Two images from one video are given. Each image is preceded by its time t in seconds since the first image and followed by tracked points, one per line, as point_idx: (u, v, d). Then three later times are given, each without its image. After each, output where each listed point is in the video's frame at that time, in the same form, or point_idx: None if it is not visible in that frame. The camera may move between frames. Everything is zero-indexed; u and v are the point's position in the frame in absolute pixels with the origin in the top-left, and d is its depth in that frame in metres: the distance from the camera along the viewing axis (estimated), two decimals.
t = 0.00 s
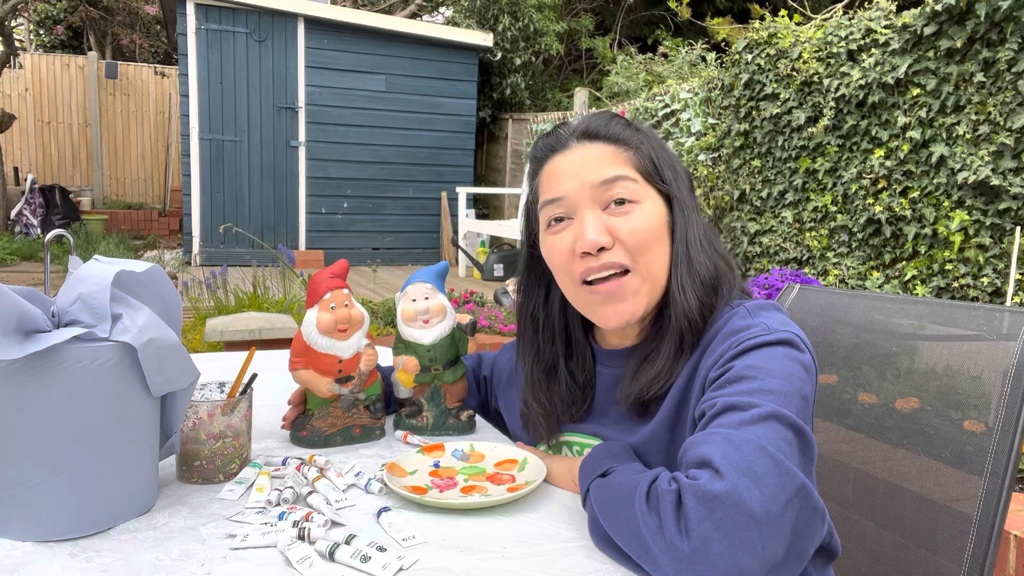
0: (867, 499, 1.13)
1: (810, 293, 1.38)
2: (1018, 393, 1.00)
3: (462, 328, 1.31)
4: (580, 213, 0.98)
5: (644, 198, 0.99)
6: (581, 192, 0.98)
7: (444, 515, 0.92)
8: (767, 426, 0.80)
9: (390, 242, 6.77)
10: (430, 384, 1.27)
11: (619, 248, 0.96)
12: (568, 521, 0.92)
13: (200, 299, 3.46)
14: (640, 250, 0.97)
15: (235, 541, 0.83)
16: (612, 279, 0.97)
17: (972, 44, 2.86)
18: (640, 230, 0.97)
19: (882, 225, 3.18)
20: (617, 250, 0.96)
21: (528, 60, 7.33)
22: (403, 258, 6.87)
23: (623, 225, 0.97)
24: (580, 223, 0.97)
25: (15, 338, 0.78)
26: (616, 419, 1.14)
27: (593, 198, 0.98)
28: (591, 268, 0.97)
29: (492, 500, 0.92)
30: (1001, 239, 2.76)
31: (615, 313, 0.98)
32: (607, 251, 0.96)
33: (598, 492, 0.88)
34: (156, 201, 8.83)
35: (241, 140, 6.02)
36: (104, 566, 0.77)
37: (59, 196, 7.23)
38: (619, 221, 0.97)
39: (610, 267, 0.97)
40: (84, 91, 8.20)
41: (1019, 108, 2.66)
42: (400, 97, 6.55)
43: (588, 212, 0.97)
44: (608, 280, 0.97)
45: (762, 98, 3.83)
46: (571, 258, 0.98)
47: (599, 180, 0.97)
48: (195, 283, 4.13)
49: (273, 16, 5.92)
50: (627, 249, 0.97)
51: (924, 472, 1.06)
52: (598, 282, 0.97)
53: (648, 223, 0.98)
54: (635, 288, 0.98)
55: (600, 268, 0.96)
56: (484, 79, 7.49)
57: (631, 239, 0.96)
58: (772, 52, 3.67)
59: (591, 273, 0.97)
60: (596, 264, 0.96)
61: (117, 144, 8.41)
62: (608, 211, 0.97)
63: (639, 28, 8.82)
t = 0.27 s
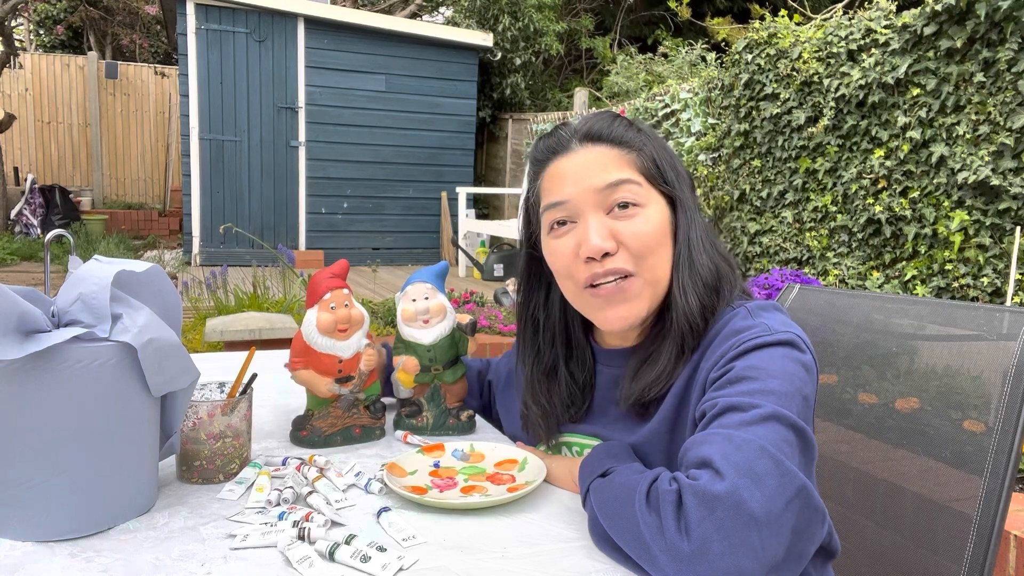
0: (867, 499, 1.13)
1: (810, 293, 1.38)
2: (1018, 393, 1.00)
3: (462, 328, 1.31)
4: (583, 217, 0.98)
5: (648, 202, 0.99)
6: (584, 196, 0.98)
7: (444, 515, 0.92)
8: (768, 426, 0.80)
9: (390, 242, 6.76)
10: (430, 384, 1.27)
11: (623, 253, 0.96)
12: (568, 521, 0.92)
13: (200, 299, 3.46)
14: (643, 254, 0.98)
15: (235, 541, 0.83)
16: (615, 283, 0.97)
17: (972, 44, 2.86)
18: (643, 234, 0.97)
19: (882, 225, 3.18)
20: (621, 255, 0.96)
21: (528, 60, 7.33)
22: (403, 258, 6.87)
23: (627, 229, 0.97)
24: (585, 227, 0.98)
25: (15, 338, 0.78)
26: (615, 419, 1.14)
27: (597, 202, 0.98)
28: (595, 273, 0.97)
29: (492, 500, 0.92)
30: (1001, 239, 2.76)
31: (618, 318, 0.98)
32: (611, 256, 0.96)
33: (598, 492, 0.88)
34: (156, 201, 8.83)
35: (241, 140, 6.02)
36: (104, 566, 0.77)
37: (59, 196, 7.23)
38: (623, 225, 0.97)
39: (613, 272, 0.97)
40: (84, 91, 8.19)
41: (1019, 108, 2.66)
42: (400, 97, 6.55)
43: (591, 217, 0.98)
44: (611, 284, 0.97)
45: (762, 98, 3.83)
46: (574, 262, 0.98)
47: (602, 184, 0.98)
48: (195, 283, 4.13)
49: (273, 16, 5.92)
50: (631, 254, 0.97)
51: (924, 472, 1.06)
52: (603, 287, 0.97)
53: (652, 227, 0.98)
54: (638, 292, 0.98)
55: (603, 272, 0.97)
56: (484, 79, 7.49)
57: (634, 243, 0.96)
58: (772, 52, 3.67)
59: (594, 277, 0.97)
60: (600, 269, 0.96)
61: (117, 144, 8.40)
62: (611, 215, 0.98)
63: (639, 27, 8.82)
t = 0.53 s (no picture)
0: (867, 499, 1.13)
1: (810, 293, 1.38)
2: (1017, 393, 1.00)
3: (462, 328, 1.32)
4: (597, 215, 0.97)
5: (663, 201, 0.98)
6: (599, 194, 0.97)
7: (444, 514, 0.92)
8: (775, 430, 0.80)
9: (390, 242, 6.76)
10: (430, 384, 1.27)
11: (636, 253, 0.96)
12: (568, 521, 0.92)
13: (200, 299, 3.46)
14: (656, 255, 0.97)
15: (235, 541, 0.83)
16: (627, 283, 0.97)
17: (972, 43, 2.86)
18: (657, 234, 0.96)
19: (882, 225, 3.18)
20: (633, 255, 0.96)
21: (528, 60, 7.33)
22: (403, 258, 6.87)
23: (640, 229, 0.96)
24: (597, 225, 0.97)
25: (15, 338, 0.78)
26: (618, 415, 1.14)
27: (611, 201, 0.97)
28: (607, 272, 0.96)
29: (491, 500, 0.92)
30: (1001, 239, 2.76)
31: (628, 317, 0.98)
32: (623, 256, 0.95)
33: (599, 492, 0.88)
34: (156, 201, 8.84)
35: (241, 140, 6.03)
36: (104, 566, 0.77)
37: (59, 196, 7.23)
38: (636, 225, 0.96)
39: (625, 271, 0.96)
40: (84, 91, 8.19)
41: (1019, 108, 2.66)
42: (400, 97, 6.55)
43: (605, 215, 0.97)
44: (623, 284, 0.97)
45: (762, 98, 3.83)
46: (586, 261, 0.98)
47: (617, 182, 0.97)
48: (195, 283, 4.13)
49: (273, 16, 5.92)
50: (644, 253, 0.96)
51: (923, 472, 1.06)
52: (614, 286, 0.97)
53: (666, 227, 0.97)
54: (650, 293, 0.98)
55: (615, 272, 0.96)
56: (484, 79, 7.49)
57: (648, 243, 0.96)
58: (772, 52, 3.67)
59: (606, 276, 0.97)
60: (612, 268, 0.96)
61: (117, 144, 8.41)
62: (625, 214, 0.97)
63: (639, 27, 8.82)
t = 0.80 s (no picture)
0: (867, 499, 1.13)
1: (810, 293, 1.38)
2: (1017, 393, 0.99)
3: (462, 328, 1.32)
4: (617, 209, 0.98)
5: (683, 198, 0.98)
6: (620, 188, 0.97)
7: (444, 514, 0.92)
8: (786, 434, 0.79)
9: (391, 242, 6.76)
10: (430, 384, 1.27)
11: (655, 248, 0.96)
12: (569, 521, 0.92)
13: (200, 299, 3.47)
14: (674, 251, 0.97)
15: (235, 541, 0.83)
16: (644, 278, 0.97)
17: (972, 43, 2.86)
18: (675, 230, 0.96)
19: (882, 225, 3.18)
20: (652, 250, 0.96)
21: (528, 60, 7.33)
22: (403, 258, 6.87)
23: (660, 224, 0.96)
24: (617, 219, 0.97)
25: (15, 338, 0.78)
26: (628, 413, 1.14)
27: (631, 195, 0.97)
28: (625, 266, 0.96)
29: (491, 500, 0.92)
30: (1001, 239, 2.76)
31: (643, 312, 0.98)
32: (642, 251, 0.95)
33: (599, 491, 0.88)
34: (156, 201, 8.84)
35: (241, 140, 6.03)
36: (104, 566, 0.77)
37: (59, 196, 7.22)
38: (657, 219, 0.96)
39: (643, 266, 0.96)
40: (84, 91, 8.19)
41: (1019, 108, 2.66)
42: (400, 97, 6.54)
43: (625, 209, 0.97)
44: (640, 279, 0.97)
45: (762, 98, 3.83)
46: (605, 254, 0.98)
47: (639, 176, 0.97)
48: (195, 283, 4.13)
49: (273, 16, 5.92)
50: (662, 249, 0.96)
51: (923, 472, 1.06)
52: (631, 280, 0.97)
53: (686, 223, 0.97)
54: (667, 289, 0.98)
55: (633, 266, 0.96)
56: (484, 79, 7.49)
57: (666, 239, 0.96)
58: (772, 52, 3.67)
59: (623, 270, 0.97)
60: (630, 262, 0.96)
61: (117, 144, 8.41)
62: (646, 209, 0.97)
63: (639, 27, 8.82)
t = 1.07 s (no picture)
0: (867, 499, 1.14)
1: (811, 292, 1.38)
2: (1017, 393, 0.99)
3: (462, 328, 1.31)
4: (651, 199, 0.96)
5: (721, 190, 0.96)
6: (656, 178, 0.95)
7: (444, 515, 0.92)
8: (802, 441, 0.79)
9: (391, 242, 6.76)
10: (430, 384, 1.27)
11: (687, 242, 0.94)
12: (569, 521, 0.92)
13: (200, 299, 3.46)
14: (708, 245, 0.94)
15: (235, 541, 0.83)
16: (674, 270, 0.95)
17: (972, 43, 2.86)
18: (710, 224, 0.94)
19: (882, 225, 3.18)
20: (684, 244, 0.94)
21: (528, 60, 7.33)
22: (404, 258, 6.87)
23: (695, 217, 0.94)
24: (650, 210, 0.95)
25: (15, 338, 0.78)
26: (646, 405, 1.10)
27: (667, 186, 0.95)
28: (656, 258, 0.95)
29: (491, 500, 0.92)
30: (1001, 239, 2.77)
31: (672, 305, 0.96)
32: (674, 244, 0.93)
33: (600, 489, 0.88)
34: (156, 201, 8.83)
35: (241, 140, 6.03)
36: (103, 566, 0.76)
37: (59, 196, 7.23)
38: (692, 212, 0.94)
39: (674, 258, 0.94)
40: (84, 91, 8.19)
41: (1019, 108, 2.67)
42: (400, 96, 6.54)
43: (660, 200, 0.95)
44: (671, 271, 0.95)
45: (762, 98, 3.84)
46: (637, 245, 0.96)
47: (676, 167, 0.94)
48: (196, 283, 4.13)
49: (273, 16, 5.92)
50: (695, 242, 0.94)
51: (924, 472, 1.06)
52: (662, 273, 0.95)
53: (722, 218, 0.95)
54: (698, 283, 0.95)
55: (664, 259, 0.94)
56: (484, 79, 7.49)
57: (700, 232, 0.94)
58: (772, 52, 3.67)
59: (654, 262, 0.95)
60: (661, 254, 0.94)
61: (117, 144, 8.41)
62: (681, 200, 0.94)
63: (639, 27, 8.82)
